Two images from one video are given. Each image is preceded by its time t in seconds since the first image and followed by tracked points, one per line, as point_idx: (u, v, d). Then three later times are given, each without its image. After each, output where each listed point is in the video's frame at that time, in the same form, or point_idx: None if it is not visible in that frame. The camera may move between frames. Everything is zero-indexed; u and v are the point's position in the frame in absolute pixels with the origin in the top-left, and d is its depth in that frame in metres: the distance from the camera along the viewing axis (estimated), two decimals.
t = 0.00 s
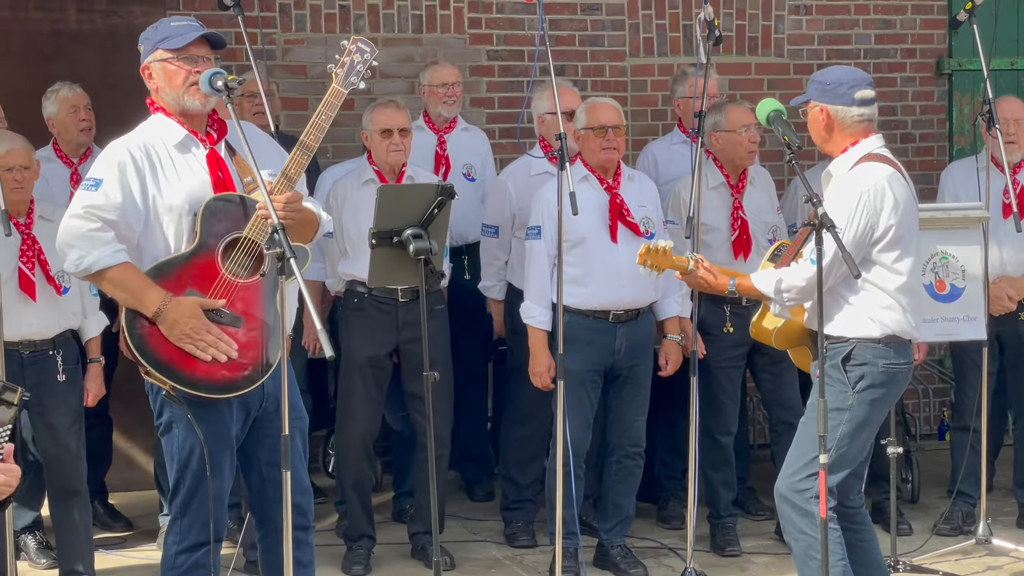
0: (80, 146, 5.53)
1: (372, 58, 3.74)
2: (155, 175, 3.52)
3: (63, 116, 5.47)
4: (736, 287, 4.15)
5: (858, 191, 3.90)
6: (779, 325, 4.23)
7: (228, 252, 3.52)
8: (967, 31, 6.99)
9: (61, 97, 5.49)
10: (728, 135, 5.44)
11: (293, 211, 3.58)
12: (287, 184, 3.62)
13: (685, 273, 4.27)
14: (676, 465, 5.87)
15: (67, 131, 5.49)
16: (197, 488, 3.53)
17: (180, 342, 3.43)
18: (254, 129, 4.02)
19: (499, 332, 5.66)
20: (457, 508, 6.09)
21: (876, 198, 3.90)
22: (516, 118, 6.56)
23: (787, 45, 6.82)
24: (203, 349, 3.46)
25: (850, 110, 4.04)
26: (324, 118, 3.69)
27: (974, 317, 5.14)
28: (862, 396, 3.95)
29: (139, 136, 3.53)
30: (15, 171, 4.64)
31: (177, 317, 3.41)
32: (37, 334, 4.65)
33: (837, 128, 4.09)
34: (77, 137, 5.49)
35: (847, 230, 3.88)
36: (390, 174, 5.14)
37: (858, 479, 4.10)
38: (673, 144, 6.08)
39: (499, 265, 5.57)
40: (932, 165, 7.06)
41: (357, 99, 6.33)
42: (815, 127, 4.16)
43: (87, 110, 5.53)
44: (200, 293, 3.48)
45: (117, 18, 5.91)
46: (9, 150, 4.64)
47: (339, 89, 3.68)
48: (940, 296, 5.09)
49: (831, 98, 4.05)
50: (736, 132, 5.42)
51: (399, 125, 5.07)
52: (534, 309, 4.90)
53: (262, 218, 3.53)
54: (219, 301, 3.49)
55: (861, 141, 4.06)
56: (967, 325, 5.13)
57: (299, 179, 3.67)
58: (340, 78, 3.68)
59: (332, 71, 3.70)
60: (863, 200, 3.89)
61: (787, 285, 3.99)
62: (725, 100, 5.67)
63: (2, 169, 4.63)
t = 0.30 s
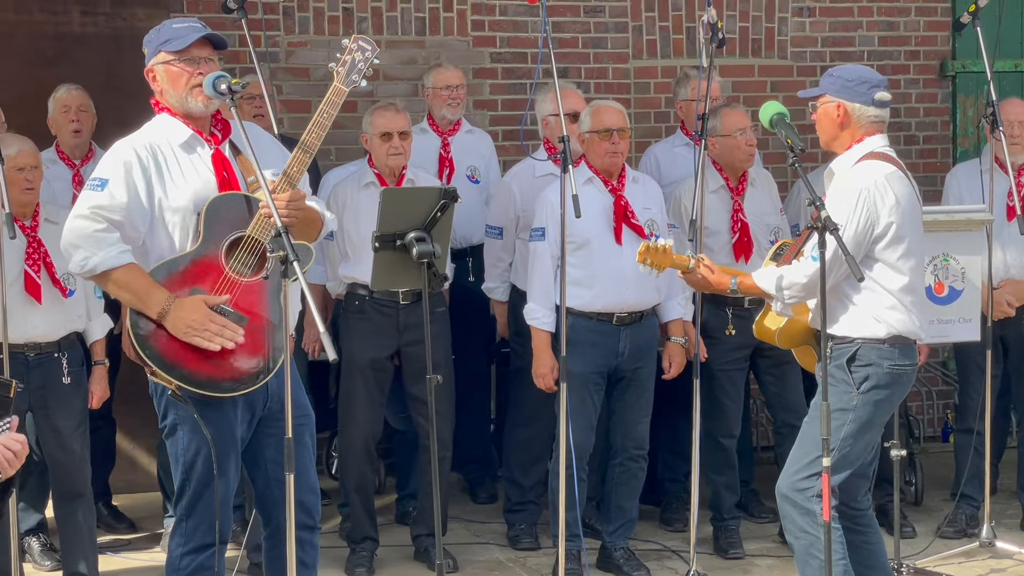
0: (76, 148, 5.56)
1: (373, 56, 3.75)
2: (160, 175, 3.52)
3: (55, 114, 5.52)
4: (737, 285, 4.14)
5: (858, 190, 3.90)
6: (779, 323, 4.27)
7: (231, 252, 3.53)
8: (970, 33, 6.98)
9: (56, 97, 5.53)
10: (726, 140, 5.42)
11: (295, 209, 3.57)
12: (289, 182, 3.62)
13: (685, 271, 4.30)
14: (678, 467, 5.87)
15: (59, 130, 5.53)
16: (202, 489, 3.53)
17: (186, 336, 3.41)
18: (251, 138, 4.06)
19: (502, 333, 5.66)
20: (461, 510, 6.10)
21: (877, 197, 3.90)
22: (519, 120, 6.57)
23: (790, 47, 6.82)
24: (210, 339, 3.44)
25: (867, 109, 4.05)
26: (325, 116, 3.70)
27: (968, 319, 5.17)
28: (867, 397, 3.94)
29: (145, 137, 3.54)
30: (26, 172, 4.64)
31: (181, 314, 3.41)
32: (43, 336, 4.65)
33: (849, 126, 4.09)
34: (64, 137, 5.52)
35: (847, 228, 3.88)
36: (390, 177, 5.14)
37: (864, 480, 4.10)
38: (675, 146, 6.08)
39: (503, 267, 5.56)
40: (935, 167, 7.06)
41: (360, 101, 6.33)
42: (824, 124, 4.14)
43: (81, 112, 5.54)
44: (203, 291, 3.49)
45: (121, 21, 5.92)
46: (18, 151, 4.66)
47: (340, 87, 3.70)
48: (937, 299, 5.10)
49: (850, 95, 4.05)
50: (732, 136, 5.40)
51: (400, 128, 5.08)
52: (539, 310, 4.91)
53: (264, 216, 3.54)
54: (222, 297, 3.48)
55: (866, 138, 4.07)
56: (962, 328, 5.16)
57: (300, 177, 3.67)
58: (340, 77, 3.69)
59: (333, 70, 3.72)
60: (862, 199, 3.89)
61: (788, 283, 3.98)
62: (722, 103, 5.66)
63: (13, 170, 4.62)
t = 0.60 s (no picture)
0: (72, 149, 5.58)
1: (384, 62, 3.73)
2: (166, 177, 3.52)
3: (54, 115, 5.53)
4: (738, 287, 4.16)
5: (861, 195, 3.90)
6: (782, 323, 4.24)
7: (237, 255, 3.52)
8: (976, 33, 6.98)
9: (54, 97, 5.53)
10: (722, 144, 5.40)
11: (303, 215, 3.56)
12: (297, 189, 3.61)
13: (691, 268, 4.31)
14: (684, 467, 5.87)
15: (53, 130, 5.55)
16: (206, 492, 3.53)
17: (192, 343, 3.44)
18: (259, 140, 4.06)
19: (507, 334, 5.66)
20: (466, 510, 6.09)
21: (880, 202, 3.89)
22: (524, 120, 6.56)
23: (795, 47, 6.82)
24: (215, 350, 3.47)
25: (857, 115, 4.04)
26: (335, 122, 3.69)
27: (977, 319, 5.16)
28: (873, 399, 3.94)
29: (151, 138, 3.54)
30: (33, 171, 4.63)
31: (188, 318, 3.41)
32: (49, 336, 4.65)
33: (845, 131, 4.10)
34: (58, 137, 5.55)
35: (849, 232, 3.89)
36: (391, 177, 5.14)
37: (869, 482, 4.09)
38: (680, 146, 6.09)
39: (506, 266, 5.57)
40: (941, 167, 7.05)
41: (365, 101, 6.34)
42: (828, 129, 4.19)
43: (78, 113, 5.54)
44: (209, 295, 3.48)
45: (126, 21, 5.92)
46: (25, 150, 4.64)
47: (350, 93, 3.67)
48: (945, 298, 5.11)
49: (839, 102, 4.07)
50: (729, 139, 5.37)
51: (400, 129, 5.09)
52: (544, 310, 4.91)
53: (270, 222, 3.52)
54: (228, 302, 3.49)
55: (872, 143, 4.06)
56: (971, 327, 5.16)
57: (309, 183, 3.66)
58: (351, 82, 3.68)
59: (343, 75, 3.70)
60: (865, 205, 3.89)
61: (789, 287, 4.00)
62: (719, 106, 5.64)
63: (20, 170, 4.61)
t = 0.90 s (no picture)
0: (64, 151, 5.58)
1: (383, 56, 3.73)
2: (167, 175, 3.53)
3: (44, 116, 5.52)
4: (734, 283, 4.20)
5: (855, 191, 3.90)
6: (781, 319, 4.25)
7: (239, 251, 3.53)
8: (980, 33, 6.97)
9: (44, 98, 5.52)
10: (738, 135, 5.43)
11: (303, 209, 3.57)
12: (297, 183, 3.62)
13: (687, 262, 4.31)
14: (687, 468, 5.87)
15: (45, 132, 5.53)
16: (212, 491, 3.54)
17: (192, 334, 3.43)
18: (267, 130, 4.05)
19: (508, 335, 5.67)
20: (469, 510, 6.09)
21: (874, 199, 3.88)
22: (527, 120, 6.57)
23: (799, 47, 6.81)
24: (212, 337, 3.45)
25: (864, 114, 4.03)
26: (333, 116, 3.69)
27: (989, 319, 5.12)
28: (867, 400, 3.94)
29: (152, 137, 3.54)
30: (36, 170, 4.64)
31: (186, 314, 3.41)
32: (52, 336, 4.66)
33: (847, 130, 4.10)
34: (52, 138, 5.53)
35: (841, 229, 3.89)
36: (390, 179, 5.15)
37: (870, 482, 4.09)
38: (683, 147, 6.09)
39: (506, 267, 5.57)
40: (945, 167, 7.05)
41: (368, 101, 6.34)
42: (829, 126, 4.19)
43: (69, 113, 5.54)
44: (210, 289, 3.48)
45: (129, 21, 5.93)
46: (28, 150, 4.64)
47: (348, 87, 3.68)
48: (955, 299, 5.07)
49: (841, 100, 4.07)
50: (745, 132, 5.42)
51: (398, 130, 5.10)
52: (549, 311, 4.90)
53: (270, 216, 3.53)
54: (226, 295, 3.48)
55: (872, 142, 4.05)
56: (984, 327, 5.11)
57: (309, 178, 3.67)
58: (349, 77, 3.68)
59: (342, 69, 3.70)
60: (858, 201, 3.89)
61: (780, 281, 4.01)
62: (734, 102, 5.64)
63: (22, 169, 4.62)
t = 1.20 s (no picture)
0: (60, 150, 5.61)
1: (390, 65, 3.74)
2: (170, 177, 3.53)
3: (40, 116, 5.53)
4: (734, 284, 4.19)
5: (860, 196, 3.90)
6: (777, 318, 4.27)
7: (241, 258, 3.53)
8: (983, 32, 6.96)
9: (40, 98, 5.52)
10: (748, 135, 5.41)
11: (307, 217, 3.56)
12: (301, 189, 3.62)
13: (688, 263, 4.32)
14: (690, 467, 5.87)
15: (41, 131, 5.55)
16: (209, 490, 3.54)
17: (190, 344, 3.44)
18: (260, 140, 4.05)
19: (510, 334, 5.67)
20: (472, 510, 6.09)
21: (879, 204, 3.88)
22: (529, 120, 6.56)
23: (801, 46, 6.81)
24: (216, 351, 3.47)
25: (872, 105, 4.07)
26: (339, 125, 3.69)
27: (996, 319, 5.08)
28: (866, 404, 3.94)
29: (155, 137, 3.54)
30: (31, 171, 4.62)
31: (189, 320, 3.42)
32: (54, 337, 4.66)
33: (862, 129, 4.08)
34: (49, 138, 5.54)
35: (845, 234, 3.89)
36: (389, 180, 5.15)
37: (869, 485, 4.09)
38: (686, 146, 6.08)
39: (507, 267, 5.58)
40: (948, 166, 7.04)
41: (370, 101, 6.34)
42: (836, 139, 4.12)
43: (66, 113, 5.56)
44: (212, 296, 3.49)
45: (132, 21, 5.93)
46: (25, 151, 4.63)
47: (355, 96, 3.69)
48: (960, 298, 5.05)
49: (850, 97, 4.07)
50: (755, 132, 5.39)
51: (395, 131, 5.10)
52: (551, 310, 4.91)
53: (275, 226, 3.53)
54: (230, 303, 3.49)
55: (875, 147, 4.07)
56: (990, 327, 5.06)
57: (313, 186, 3.67)
58: (356, 85, 3.68)
59: (349, 77, 3.70)
60: (864, 206, 3.89)
61: (780, 283, 4.00)
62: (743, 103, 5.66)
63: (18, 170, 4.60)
